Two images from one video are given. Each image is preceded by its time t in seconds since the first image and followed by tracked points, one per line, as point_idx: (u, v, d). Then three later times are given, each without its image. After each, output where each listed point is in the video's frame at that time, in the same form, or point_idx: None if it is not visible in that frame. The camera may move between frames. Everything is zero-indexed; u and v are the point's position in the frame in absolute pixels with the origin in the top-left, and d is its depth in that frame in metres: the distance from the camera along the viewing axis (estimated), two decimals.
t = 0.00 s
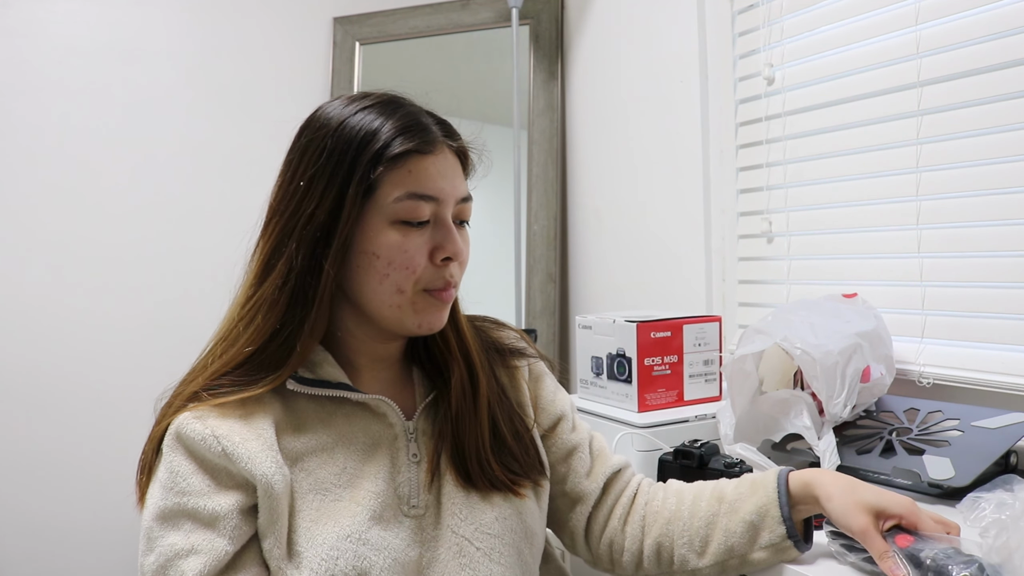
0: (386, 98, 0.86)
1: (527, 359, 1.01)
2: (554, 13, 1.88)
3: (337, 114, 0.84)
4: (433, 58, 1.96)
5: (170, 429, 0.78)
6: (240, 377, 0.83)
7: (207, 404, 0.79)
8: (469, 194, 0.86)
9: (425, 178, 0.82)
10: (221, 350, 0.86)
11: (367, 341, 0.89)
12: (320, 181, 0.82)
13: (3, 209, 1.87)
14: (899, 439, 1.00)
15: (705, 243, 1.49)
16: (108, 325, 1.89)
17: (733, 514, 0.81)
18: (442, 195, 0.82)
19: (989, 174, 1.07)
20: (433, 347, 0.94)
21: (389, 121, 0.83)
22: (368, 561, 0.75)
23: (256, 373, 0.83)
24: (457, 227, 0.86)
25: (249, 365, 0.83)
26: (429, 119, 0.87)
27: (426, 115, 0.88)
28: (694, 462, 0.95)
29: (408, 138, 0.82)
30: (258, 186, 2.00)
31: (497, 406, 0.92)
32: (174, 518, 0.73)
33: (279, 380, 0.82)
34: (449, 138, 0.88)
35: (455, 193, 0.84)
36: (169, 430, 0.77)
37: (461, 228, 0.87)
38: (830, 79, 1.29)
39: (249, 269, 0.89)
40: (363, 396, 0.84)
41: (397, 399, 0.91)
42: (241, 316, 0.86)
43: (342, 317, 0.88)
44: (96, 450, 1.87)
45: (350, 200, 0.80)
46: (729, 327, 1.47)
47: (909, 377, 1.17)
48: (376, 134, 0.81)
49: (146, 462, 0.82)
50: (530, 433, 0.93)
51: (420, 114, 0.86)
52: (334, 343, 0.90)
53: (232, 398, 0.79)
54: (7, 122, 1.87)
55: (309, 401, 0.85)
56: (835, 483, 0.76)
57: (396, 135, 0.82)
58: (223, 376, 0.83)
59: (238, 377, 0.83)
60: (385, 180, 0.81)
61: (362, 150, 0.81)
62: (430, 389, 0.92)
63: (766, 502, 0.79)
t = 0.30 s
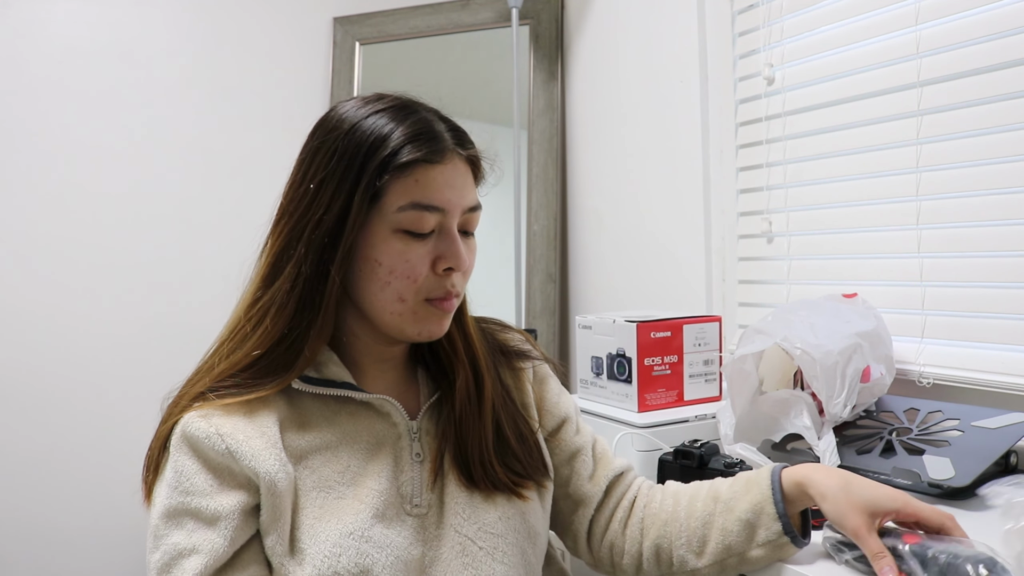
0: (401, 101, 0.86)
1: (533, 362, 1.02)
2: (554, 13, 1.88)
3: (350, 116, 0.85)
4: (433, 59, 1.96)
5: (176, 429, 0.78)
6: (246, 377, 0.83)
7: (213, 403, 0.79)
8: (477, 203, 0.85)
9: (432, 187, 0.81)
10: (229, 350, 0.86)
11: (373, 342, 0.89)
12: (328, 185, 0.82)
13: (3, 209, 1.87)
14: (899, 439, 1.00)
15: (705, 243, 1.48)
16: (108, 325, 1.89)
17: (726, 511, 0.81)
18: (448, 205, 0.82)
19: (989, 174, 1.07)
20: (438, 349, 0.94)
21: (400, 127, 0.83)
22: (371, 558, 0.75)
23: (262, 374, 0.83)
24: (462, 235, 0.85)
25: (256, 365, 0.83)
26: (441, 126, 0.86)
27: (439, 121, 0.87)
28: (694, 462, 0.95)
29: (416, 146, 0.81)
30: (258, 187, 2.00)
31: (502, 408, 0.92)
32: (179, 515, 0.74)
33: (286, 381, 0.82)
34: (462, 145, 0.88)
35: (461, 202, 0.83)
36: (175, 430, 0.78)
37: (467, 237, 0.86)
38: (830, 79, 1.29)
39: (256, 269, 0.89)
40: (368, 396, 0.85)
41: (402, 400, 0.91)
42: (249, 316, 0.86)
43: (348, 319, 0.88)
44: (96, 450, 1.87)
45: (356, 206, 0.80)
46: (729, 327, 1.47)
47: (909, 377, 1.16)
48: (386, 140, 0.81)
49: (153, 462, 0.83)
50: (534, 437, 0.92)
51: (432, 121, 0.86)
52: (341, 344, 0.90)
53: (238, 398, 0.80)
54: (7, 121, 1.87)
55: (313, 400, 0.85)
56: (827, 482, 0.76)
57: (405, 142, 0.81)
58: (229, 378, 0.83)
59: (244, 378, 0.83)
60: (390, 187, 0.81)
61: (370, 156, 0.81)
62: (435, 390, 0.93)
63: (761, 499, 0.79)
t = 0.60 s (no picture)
0: (412, 102, 0.86)
1: (542, 367, 1.01)
2: (554, 13, 1.88)
3: (359, 115, 0.85)
4: (433, 58, 1.96)
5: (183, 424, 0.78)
6: (252, 376, 0.83)
7: (219, 401, 0.79)
8: (481, 207, 0.84)
9: (432, 190, 0.81)
10: (235, 348, 0.86)
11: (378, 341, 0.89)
12: (333, 184, 0.82)
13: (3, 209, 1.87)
14: (899, 439, 1.00)
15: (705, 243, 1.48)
16: (108, 325, 1.89)
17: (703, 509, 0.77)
18: (448, 208, 0.81)
19: (989, 174, 1.07)
20: (447, 353, 0.94)
21: (405, 128, 0.83)
22: (372, 557, 0.74)
23: (269, 373, 0.83)
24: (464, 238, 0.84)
25: (262, 364, 0.83)
26: (448, 130, 0.86)
27: (448, 124, 0.87)
28: (694, 462, 0.95)
29: (419, 149, 0.81)
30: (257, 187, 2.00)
31: (509, 415, 0.92)
32: (184, 510, 0.74)
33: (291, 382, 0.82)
34: (471, 149, 0.87)
35: (462, 206, 0.82)
36: (181, 427, 0.78)
37: (470, 242, 0.85)
38: (830, 79, 1.29)
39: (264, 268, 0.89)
40: (373, 396, 0.85)
41: (408, 401, 0.91)
42: (256, 314, 0.86)
43: (353, 318, 0.89)
44: (96, 449, 1.87)
45: (358, 207, 0.81)
46: (729, 327, 1.47)
47: (908, 377, 1.17)
48: (389, 141, 0.82)
49: (158, 460, 0.83)
50: (541, 446, 0.93)
51: (441, 124, 0.85)
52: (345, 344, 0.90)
53: (245, 396, 0.80)
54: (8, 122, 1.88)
55: (319, 399, 0.85)
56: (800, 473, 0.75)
57: (407, 145, 0.81)
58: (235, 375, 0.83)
59: (249, 376, 0.83)
60: (391, 188, 0.81)
61: (373, 157, 0.81)
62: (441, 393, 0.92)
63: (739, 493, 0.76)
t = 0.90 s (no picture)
0: (421, 104, 0.87)
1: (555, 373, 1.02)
2: (554, 13, 1.88)
3: (369, 117, 0.86)
4: (432, 58, 1.96)
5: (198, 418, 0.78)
6: (266, 374, 0.83)
7: (232, 398, 0.80)
8: (487, 208, 0.83)
9: (435, 191, 0.80)
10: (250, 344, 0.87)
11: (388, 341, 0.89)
12: (343, 184, 0.83)
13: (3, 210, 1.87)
14: (899, 439, 1.00)
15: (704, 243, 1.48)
16: (107, 325, 1.89)
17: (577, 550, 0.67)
18: (451, 209, 0.80)
19: (989, 174, 1.07)
20: (462, 356, 0.94)
21: (411, 130, 0.83)
22: (379, 555, 0.75)
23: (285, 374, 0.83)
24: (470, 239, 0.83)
25: (275, 364, 0.83)
26: (456, 132, 0.85)
27: (457, 126, 0.87)
28: (694, 462, 0.95)
29: (425, 149, 0.81)
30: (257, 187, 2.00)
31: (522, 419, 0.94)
32: (197, 501, 0.74)
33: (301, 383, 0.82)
34: (480, 151, 0.87)
35: (467, 206, 0.81)
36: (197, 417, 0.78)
37: (476, 244, 0.84)
38: (830, 79, 1.29)
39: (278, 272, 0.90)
40: (382, 395, 0.85)
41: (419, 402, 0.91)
42: (273, 313, 0.87)
43: (364, 318, 0.89)
44: (97, 450, 1.87)
45: (366, 207, 0.82)
46: (729, 327, 1.47)
47: (908, 377, 1.17)
48: (394, 142, 0.82)
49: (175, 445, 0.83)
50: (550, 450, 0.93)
51: (449, 125, 0.86)
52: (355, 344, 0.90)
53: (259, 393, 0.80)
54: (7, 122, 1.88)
55: (330, 398, 0.86)
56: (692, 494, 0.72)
57: (414, 145, 0.82)
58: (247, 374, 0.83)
59: (263, 374, 0.83)
60: (397, 188, 0.81)
61: (380, 157, 0.82)
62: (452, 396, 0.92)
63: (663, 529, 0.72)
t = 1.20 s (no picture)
0: (422, 100, 0.87)
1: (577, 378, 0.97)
2: (554, 13, 1.88)
3: (370, 114, 0.87)
4: (432, 58, 1.96)
5: (213, 408, 0.80)
6: (276, 369, 0.83)
7: (245, 388, 0.81)
8: (486, 200, 0.82)
9: (431, 184, 0.79)
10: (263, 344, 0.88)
11: (397, 339, 0.89)
12: (343, 183, 0.84)
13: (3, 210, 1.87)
14: (899, 439, 1.00)
15: (704, 242, 1.48)
16: (107, 326, 1.89)
17: None
18: (448, 201, 0.79)
19: (988, 174, 1.07)
20: (473, 351, 0.95)
21: (409, 125, 0.83)
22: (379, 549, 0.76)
23: (295, 368, 0.84)
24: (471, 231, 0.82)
25: (287, 360, 0.84)
26: (453, 125, 0.85)
27: (455, 120, 0.86)
28: (694, 462, 0.94)
29: (421, 144, 0.81)
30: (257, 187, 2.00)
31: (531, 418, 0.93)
32: (208, 488, 0.76)
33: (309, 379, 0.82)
34: (479, 145, 0.86)
35: (464, 197, 0.80)
36: (210, 406, 0.81)
37: (477, 237, 0.83)
38: (830, 79, 1.29)
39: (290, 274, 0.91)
40: (389, 391, 0.84)
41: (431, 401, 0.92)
42: (286, 312, 0.88)
43: (374, 317, 0.89)
44: (97, 449, 1.88)
45: (364, 204, 0.82)
46: (729, 327, 1.47)
47: (908, 377, 1.17)
48: (392, 138, 0.83)
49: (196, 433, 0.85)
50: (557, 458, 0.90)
51: (446, 119, 0.85)
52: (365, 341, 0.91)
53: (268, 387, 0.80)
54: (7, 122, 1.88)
55: (338, 394, 0.86)
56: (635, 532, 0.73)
57: (409, 141, 0.82)
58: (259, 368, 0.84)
59: (273, 368, 0.83)
60: (393, 185, 0.81)
61: (378, 155, 0.82)
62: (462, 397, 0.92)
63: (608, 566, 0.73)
